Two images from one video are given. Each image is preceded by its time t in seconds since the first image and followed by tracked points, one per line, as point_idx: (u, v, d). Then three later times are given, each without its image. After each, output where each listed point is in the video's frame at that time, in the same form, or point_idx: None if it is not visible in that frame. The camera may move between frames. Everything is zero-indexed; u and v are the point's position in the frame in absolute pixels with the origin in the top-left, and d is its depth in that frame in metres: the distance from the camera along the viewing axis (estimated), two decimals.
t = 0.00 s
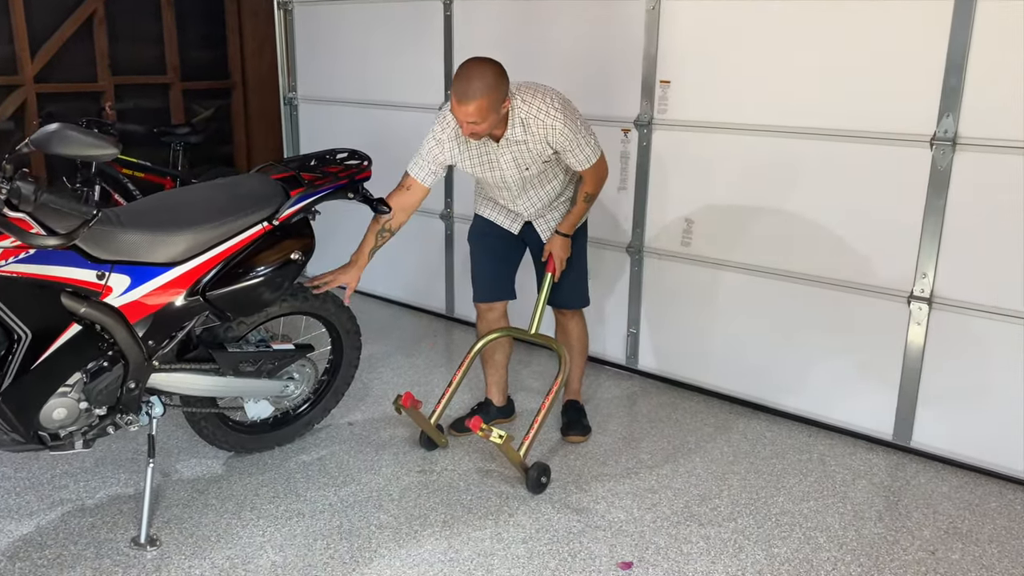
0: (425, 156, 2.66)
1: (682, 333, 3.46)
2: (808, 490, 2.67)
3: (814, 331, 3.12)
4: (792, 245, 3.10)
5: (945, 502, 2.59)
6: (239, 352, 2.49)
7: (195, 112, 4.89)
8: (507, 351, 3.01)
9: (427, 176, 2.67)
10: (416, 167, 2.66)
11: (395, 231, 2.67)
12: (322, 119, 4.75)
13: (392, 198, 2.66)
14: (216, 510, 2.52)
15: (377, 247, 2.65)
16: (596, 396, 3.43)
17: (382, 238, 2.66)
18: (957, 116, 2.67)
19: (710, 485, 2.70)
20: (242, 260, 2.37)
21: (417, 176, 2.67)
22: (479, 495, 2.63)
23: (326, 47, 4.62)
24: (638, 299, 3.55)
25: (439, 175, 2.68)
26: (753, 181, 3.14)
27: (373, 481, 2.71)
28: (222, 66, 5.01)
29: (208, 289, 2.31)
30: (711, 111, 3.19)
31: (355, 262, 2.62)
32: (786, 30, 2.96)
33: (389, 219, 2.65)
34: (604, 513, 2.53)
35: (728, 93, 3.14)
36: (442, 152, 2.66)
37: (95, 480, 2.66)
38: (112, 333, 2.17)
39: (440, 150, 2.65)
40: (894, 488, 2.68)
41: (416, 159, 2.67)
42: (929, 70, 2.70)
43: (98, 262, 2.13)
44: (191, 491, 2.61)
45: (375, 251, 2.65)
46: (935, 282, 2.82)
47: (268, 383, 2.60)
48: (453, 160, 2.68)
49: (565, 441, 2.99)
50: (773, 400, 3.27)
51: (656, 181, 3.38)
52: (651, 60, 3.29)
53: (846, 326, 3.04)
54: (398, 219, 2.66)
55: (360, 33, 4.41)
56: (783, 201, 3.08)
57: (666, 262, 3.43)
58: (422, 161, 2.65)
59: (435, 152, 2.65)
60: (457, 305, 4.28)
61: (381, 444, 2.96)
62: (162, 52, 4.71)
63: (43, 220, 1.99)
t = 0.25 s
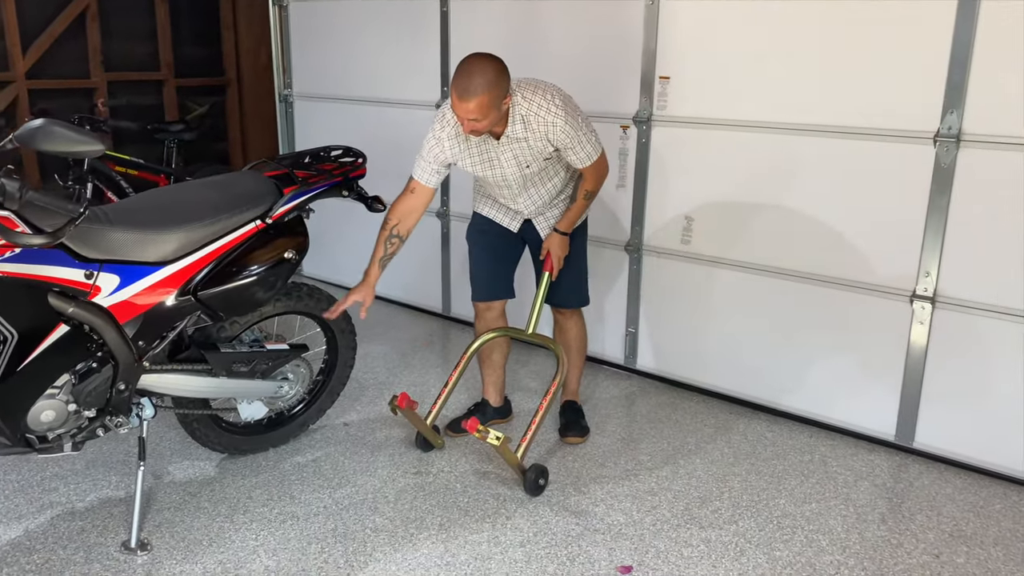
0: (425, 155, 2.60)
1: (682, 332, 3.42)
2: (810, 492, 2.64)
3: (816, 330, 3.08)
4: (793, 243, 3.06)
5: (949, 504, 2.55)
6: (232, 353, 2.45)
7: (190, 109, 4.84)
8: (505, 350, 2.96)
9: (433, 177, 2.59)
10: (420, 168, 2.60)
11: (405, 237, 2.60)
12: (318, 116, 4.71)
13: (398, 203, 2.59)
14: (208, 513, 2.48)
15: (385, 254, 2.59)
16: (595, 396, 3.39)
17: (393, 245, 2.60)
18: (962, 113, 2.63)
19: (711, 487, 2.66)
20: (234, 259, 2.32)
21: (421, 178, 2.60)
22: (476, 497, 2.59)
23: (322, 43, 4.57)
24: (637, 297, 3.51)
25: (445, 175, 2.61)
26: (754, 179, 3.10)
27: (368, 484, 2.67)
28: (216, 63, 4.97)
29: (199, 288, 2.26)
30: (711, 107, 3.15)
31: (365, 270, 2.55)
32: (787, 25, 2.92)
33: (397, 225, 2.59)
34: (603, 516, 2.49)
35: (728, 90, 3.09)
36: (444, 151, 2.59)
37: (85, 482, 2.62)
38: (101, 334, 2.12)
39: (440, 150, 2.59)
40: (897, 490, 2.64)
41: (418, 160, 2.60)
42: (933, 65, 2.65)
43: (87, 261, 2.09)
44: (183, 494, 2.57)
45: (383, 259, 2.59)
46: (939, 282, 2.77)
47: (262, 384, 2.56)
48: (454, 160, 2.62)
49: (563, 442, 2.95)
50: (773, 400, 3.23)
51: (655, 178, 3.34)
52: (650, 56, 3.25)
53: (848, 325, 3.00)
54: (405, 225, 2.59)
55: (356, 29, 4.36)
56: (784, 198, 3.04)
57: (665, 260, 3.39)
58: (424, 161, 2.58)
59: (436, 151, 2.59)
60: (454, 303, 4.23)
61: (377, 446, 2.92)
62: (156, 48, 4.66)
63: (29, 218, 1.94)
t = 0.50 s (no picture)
0: (426, 152, 2.54)
1: (679, 333, 3.37)
2: (811, 495, 2.59)
3: (815, 330, 3.04)
4: (791, 242, 3.02)
5: (952, 507, 2.52)
6: (221, 357, 2.40)
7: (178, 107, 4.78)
8: (502, 351, 2.91)
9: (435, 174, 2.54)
10: (420, 165, 2.53)
11: (408, 240, 2.54)
12: (309, 115, 4.64)
13: (401, 205, 2.53)
14: (197, 522, 2.42)
15: (389, 257, 2.52)
16: (591, 397, 3.35)
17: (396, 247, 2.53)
18: (963, 109, 2.59)
19: (711, 491, 2.62)
20: (224, 261, 2.26)
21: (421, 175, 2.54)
22: (472, 503, 2.54)
23: (312, 41, 4.51)
24: (634, 298, 3.46)
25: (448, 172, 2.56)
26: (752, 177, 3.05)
27: (362, 490, 2.61)
28: (205, 60, 4.91)
29: (187, 291, 2.20)
30: (708, 104, 3.10)
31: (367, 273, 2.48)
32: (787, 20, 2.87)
33: (400, 227, 2.53)
34: (602, 521, 2.44)
35: (725, 86, 3.05)
36: (446, 148, 2.54)
37: (71, 490, 2.55)
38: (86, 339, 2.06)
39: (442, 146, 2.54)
40: (899, 493, 2.60)
41: (419, 157, 2.54)
42: (934, 61, 2.61)
43: (70, 264, 2.02)
44: (172, 501, 2.51)
45: (388, 262, 2.51)
46: (940, 281, 2.73)
47: (253, 389, 2.50)
48: (456, 157, 2.57)
49: (560, 446, 2.90)
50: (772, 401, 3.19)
51: (651, 177, 3.29)
52: (646, 53, 3.20)
53: (848, 326, 2.96)
54: (410, 227, 2.53)
55: (346, 26, 4.30)
56: (782, 198, 3.00)
57: (663, 260, 3.34)
58: (426, 158, 2.53)
59: (438, 148, 2.53)
60: (447, 304, 4.18)
61: (370, 450, 2.86)
62: (143, 46, 4.59)
63: (11, 222, 1.91)
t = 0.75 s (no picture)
0: (422, 141, 2.55)
1: (676, 332, 3.35)
2: (813, 495, 2.57)
3: (814, 329, 3.02)
4: (787, 240, 3.00)
5: (955, 506, 2.50)
6: (214, 362, 2.34)
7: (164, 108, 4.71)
8: (501, 353, 2.88)
9: (427, 163, 2.55)
10: (412, 152, 2.54)
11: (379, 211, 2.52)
12: (298, 115, 4.59)
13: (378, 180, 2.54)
14: (191, 530, 2.37)
15: (354, 225, 2.48)
16: (588, 398, 3.32)
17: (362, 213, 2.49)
18: (963, 106, 2.57)
19: (712, 492, 2.59)
20: (216, 264, 2.21)
21: (416, 162, 2.54)
22: (472, 507, 2.50)
23: (301, 40, 4.46)
24: (630, 297, 3.44)
25: (438, 162, 2.57)
26: (749, 175, 3.03)
27: (359, 495, 2.57)
28: (191, 60, 4.86)
29: (179, 295, 2.15)
30: (704, 102, 3.08)
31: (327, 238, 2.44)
32: (784, 16, 2.85)
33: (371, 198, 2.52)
34: (603, 524, 2.41)
35: (722, 84, 3.03)
36: (442, 138, 2.54)
37: (60, 499, 2.49)
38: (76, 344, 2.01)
39: (445, 136, 2.54)
40: (901, 492, 2.59)
41: (413, 144, 2.55)
42: (933, 57, 2.60)
43: (60, 268, 1.97)
44: (165, 509, 2.45)
45: (350, 228, 2.48)
46: (940, 279, 2.72)
47: (247, 394, 2.47)
48: (451, 147, 2.57)
49: (558, 448, 2.87)
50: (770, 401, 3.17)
51: (647, 175, 3.27)
52: (641, 51, 3.18)
53: (846, 324, 2.95)
54: (382, 198, 2.52)
55: (336, 24, 4.25)
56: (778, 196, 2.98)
57: (659, 259, 3.32)
58: (420, 146, 2.53)
59: (433, 136, 2.54)
60: (440, 305, 4.14)
61: (366, 455, 2.82)
62: (129, 46, 4.53)
63: None
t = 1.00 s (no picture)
0: (427, 144, 2.47)
1: (674, 335, 3.32)
2: (818, 498, 2.55)
3: (814, 330, 3.00)
4: (786, 242, 2.99)
5: (960, 507, 2.50)
6: (210, 373, 2.28)
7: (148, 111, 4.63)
8: (502, 358, 2.86)
9: (435, 167, 2.47)
10: (419, 156, 2.46)
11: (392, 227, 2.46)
12: (284, 118, 4.52)
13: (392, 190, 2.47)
14: (188, 545, 2.30)
15: (370, 243, 2.44)
16: (586, 402, 3.28)
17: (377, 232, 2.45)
18: (963, 105, 2.56)
19: (717, 497, 2.56)
20: (211, 272, 2.15)
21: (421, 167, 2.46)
22: (475, 516, 2.46)
23: (287, 42, 4.39)
24: (627, 300, 3.41)
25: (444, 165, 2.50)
26: (747, 176, 3.01)
27: (359, 506, 2.51)
28: (175, 63, 4.78)
29: (174, 303, 2.09)
30: (702, 102, 3.06)
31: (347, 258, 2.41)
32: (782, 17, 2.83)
33: (386, 212, 2.45)
34: (609, 532, 2.38)
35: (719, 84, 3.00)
36: (448, 140, 2.48)
37: (50, 514, 2.42)
38: (68, 356, 1.94)
39: (445, 139, 2.48)
40: (906, 494, 2.57)
41: (418, 147, 2.47)
42: (933, 57, 2.58)
43: (52, 277, 1.91)
44: (159, 524, 2.39)
45: (368, 247, 2.44)
46: (941, 279, 2.71)
47: (243, 403, 2.39)
48: (456, 149, 2.51)
49: (559, 454, 2.83)
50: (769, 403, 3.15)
51: (644, 177, 3.24)
52: (637, 51, 3.15)
53: (846, 326, 2.93)
54: (397, 212, 2.45)
55: (323, 25, 4.19)
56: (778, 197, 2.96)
57: (657, 261, 3.29)
58: (427, 149, 2.46)
59: (439, 139, 2.47)
60: (433, 310, 4.10)
61: (364, 464, 2.76)
62: (111, 47, 4.44)
63: None
